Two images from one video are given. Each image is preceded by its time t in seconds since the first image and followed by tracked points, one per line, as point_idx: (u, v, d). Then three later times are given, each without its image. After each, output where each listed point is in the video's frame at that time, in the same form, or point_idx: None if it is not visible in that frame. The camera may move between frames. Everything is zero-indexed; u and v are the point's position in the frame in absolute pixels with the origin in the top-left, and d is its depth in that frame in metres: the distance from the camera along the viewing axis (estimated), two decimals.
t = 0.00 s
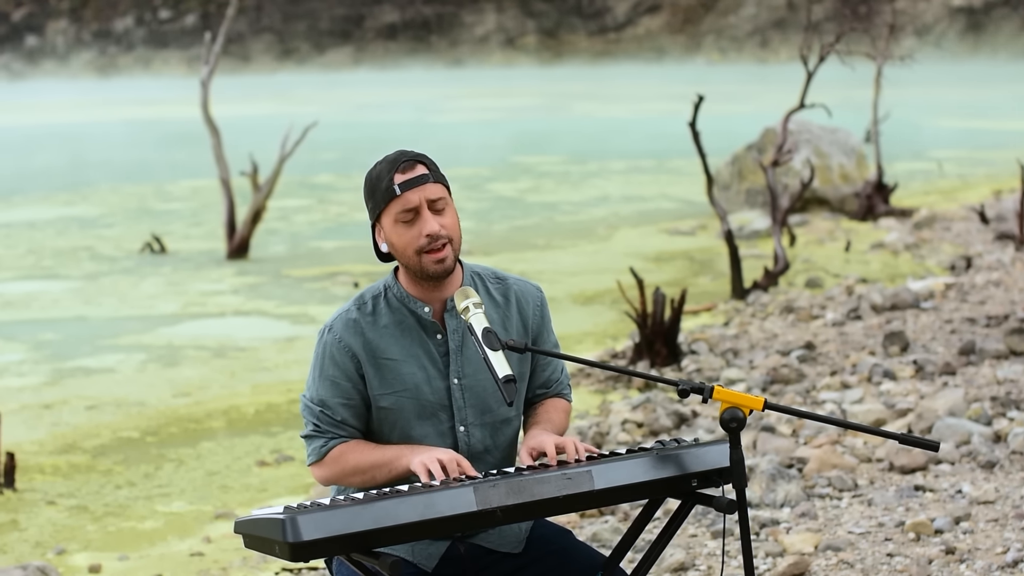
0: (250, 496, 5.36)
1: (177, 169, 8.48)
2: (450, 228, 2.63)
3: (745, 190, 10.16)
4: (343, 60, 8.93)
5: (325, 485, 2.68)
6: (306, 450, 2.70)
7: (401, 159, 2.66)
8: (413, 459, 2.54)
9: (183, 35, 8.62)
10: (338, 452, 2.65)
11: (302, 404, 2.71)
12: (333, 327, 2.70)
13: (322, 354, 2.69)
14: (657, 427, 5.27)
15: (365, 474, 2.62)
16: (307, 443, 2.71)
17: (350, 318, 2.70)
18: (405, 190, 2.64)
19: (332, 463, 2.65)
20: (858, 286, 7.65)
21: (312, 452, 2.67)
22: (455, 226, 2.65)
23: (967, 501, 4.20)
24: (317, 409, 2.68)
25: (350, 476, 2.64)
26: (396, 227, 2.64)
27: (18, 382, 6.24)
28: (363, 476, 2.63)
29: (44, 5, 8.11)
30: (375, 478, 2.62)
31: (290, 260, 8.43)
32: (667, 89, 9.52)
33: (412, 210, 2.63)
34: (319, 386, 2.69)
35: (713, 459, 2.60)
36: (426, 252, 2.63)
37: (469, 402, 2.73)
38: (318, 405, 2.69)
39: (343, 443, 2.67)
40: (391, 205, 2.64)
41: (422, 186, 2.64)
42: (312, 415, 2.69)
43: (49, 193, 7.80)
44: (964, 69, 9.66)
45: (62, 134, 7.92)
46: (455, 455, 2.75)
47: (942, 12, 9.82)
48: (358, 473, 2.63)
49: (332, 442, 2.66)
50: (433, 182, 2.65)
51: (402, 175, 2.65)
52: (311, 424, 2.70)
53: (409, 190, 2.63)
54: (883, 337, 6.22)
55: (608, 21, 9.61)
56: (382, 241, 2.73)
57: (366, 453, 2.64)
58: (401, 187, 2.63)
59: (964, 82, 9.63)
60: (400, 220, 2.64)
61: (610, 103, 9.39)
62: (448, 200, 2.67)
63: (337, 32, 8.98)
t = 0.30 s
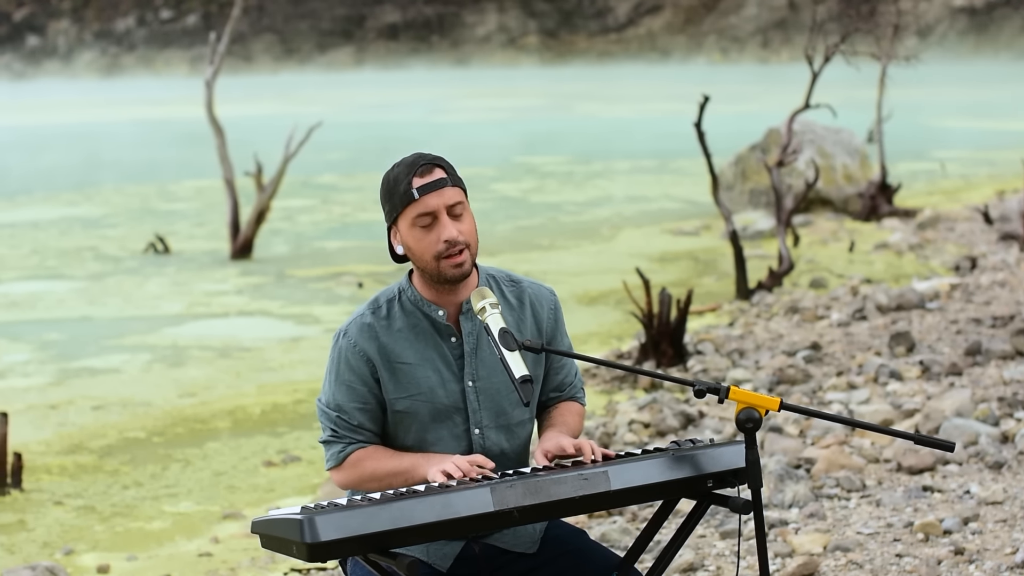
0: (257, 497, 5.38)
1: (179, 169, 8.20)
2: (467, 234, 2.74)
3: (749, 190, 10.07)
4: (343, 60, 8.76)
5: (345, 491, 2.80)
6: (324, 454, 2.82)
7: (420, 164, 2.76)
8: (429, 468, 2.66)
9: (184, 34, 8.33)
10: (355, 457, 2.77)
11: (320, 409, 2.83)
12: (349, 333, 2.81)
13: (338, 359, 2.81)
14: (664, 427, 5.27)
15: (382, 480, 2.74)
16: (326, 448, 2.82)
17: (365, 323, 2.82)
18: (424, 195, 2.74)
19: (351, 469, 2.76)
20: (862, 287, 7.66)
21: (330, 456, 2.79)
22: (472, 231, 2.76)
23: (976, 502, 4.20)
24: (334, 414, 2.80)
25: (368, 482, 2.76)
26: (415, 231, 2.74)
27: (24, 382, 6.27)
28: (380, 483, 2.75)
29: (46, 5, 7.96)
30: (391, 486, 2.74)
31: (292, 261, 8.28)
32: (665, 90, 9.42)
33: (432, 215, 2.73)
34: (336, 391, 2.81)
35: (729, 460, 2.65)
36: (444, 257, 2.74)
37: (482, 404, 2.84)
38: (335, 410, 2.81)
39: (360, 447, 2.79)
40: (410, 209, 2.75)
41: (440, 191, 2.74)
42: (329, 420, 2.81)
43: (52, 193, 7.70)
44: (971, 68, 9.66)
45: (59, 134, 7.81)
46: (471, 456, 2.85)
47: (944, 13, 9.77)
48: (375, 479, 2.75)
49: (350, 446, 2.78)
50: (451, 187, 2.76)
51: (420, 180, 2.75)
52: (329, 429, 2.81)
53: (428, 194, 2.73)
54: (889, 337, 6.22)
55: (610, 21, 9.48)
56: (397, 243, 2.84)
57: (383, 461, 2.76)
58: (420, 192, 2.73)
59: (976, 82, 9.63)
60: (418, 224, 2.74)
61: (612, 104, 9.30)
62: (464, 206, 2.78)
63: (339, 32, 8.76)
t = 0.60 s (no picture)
0: (265, 497, 5.38)
1: (179, 169, 8.19)
2: (498, 240, 2.73)
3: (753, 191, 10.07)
4: (344, 60, 8.74)
5: (363, 490, 2.80)
6: (343, 454, 2.82)
7: (451, 169, 2.74)
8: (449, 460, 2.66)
9: (184, 34, 8.33)
10: (374, 455, 2.78)
11: (338, 408, 2.84)
12: (368, 332, 2.82)
13: (358, 359, 2.82)
14: (672, 428, 5.26)
15: (402, 477, 2.75)
16: (344, 447, 2.83)
17: (384, 323, 2.83)
18: (456, 202, 2.72)
19: (370, 466, 2.77)
20: (867, 287, 7.66)
21: (349, 455, 2.80)
22: (500, 236, 2.76)
23: (985, 502, 4.21)
24: (353, 413, 2.81)
25: (387, 479, 2.76)
26: (445, 236, 2.72)
27: (30, 382, 6.27)
28: (399, 479, 2.75)
29: (47, 5, 7.88)
30: (411, 481, 2.74)
31: (292, 261, 8.24)
32: (665, 89, 9.42)
33: (464, 221, 2.71)
34: (355, 391, 2.82)
35: (746, 462, 2.69)
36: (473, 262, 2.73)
37: (502, 403, 2.86)
38: (354, 409, 2.82)
39: (379, 446, 2.80)
40: (441, 214, 2.72)
41: (472, 197, 2.73)
42: (348, 419, 2.82)
43: (54, 193, 7.64)
44: (974, 69, 9.71)
45: (59, 133, 7.77)
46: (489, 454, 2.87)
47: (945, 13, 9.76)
48: (394, 476, 2.75)
49: (369, 444, 2.79)
50: (482, 193, 2.74)
51: (452, 185, 2.73)
52: (348, 428, 2.82)
53: (461, 201, 2.71)
54: (895, 338, 6.23)
55: (610, 21, 9.50)
56: (418, 244, 2.80)
57: (402, 457, 2.76)
58: (454, 198, 2.71)
59: (964, 83, 9.69)
60: (449, 230, 2.72)
61: (613, 104, 9.29)
62: (491, 211, 2.77)
63: (338, 32, 8.77)
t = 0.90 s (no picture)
0: (274, 497, 5.39)
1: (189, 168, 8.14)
2: (518, 245, 2.78)
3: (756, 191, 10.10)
4: (345, 60, 8.64)
5: (380, 486, 2.80)
6: (359, 451, 2.82)
7: (474, 173, 2.77)
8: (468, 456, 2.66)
9: (184, 35, 8.22)
10: (392, 452, 2.78)
11: (355, 405, 2.83)
12: (386, 328, 2.83)
13: (376, 355, 2.82)
14: (681, 428, 5.27)
15: (420, 473, 2.75)
16: (360, 445, 2.83)
17: (402, 318, 2.84)
18: (479, 206, 2.75)
19: (388, 462, 2.77)
20: (872, 288, 7.66)
21: (367, 452, 2.79)
22: (520, 241, 2.80)
23: (996, 502, 4.22)
24: (371, 410, 2.81)
25: (404, 475, 2.76)
26: (467, 240, 2.76)
27: (37, 382, 6.27)
28: (417, 475, 2.75)
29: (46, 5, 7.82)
30: (429, 477, 2.74)
31: (294, 261, 8.19)
32: (668, 89, 9.42)
33: (486, 225, 2.75)
34: (372, 387, 2.82)
35: (765, 462, 2.69)
36: (493, 266, 2.77)
37: (519, 399, 2.87)
38: (371, 406, 2.81)
39: (396, 443, 2.80)
40: (464, 218, 2.76)
41: (495, 202, 2.76)
42: (366, 416, 2.82)
43: (57, 193, 7.65)
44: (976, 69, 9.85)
45: (59, 133, 7.73)
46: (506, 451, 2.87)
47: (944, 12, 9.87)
48: (412, 472, 2.75)
49: (387, 441, 2.79)
50: (504, 198, 2.78)
51: (476, 189, 2.76)
52: (365, 425, 2.82)
53: (484, 205, 2.75)
54: (901, 339, 6.23)
55: (610, 22, 9.47)
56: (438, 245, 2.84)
57: (420, 453, 2.76)
58: (476, 203, 2.75)
59: (975, 83, 9.83)
60: (471, 233, 2.76)
61: (615, 104, 9.32)
62: (512, 216, 2.81)
63: (338, 32, 8.65)
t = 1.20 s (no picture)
0: (285, 497, 5.39)
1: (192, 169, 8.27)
2: (541, 254, 2.78)
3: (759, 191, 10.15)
4: (345, 59, 8.74)
5: (396, 488, 2.81)
6: (376, 451, 2.83)
7: (501, 181, 2.76)
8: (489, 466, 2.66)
9: (184, 34, 8.37)
10: (410, 454, 2.79)
11: (373, 404, 2.85)
12: (407, 327, 2.84)
13: (395, 354, 2.83)
14: (690, 428, 5.26)
15: (437, 479, 2.75)
16: (377, 444, 2.84)
17: (422, 318, 2.84)
18: (503, 214, 2.75)
19: (405, 465, 2.78)
20: (878, 288, 7.67)
21: (384, 452, 2.80)
22: (543, 249, 2.80)
23: (1008, 502, 4.22)
24: (389, 409, 2.82)
25: (421, 480, 2.77)
26: (490, 247, 2.77)
27: (45, 382, 6.28)
28: (435, 480, 2.76)
29: (47, 5, 7.83)
30: (447, 485, 2.75)
31: (300, 260, 8.23)
32: (670, 90, 9.46)
33: (509, 233, 2.75)
34: (391, 386, 2.83)
35: (784, 461, 2.69)
36: (514, 274, 2.78)
37: (539, 399, 2.87)
38: (389, 405, 2.82)
39: (414, 445, 2.81)
40: (488, 225, 2.75)
41: (520, 211, 2.76)
42: (384, 415, 2.83)
43: (63, 194, 7.65)
44: (983, 68, 9.77)
45: (63, 134, 7.75)
46: (525, 451, 2.88)
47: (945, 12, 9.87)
48: (430, 477, 2.76)
49: (404, 443, 2.80)
50: (529, 206, 2.78)
51: (501, 198, 2.76)
52: (382, 425, 2.83)
53: (508, 214, 2.75)
54: (909, 339, 6.24)
55: (610, 21, 9.53)
56: (461, 247, 2.85)
57: (438, 459, 2.77)
58: (501, 211, 2.74)
59: (981, 83, 9.75)
60: (494, 241, 2.76)
61: (621, 104, 9.35)
62: (537, 224, 2.81)
63: (338, 32, 8.77)
